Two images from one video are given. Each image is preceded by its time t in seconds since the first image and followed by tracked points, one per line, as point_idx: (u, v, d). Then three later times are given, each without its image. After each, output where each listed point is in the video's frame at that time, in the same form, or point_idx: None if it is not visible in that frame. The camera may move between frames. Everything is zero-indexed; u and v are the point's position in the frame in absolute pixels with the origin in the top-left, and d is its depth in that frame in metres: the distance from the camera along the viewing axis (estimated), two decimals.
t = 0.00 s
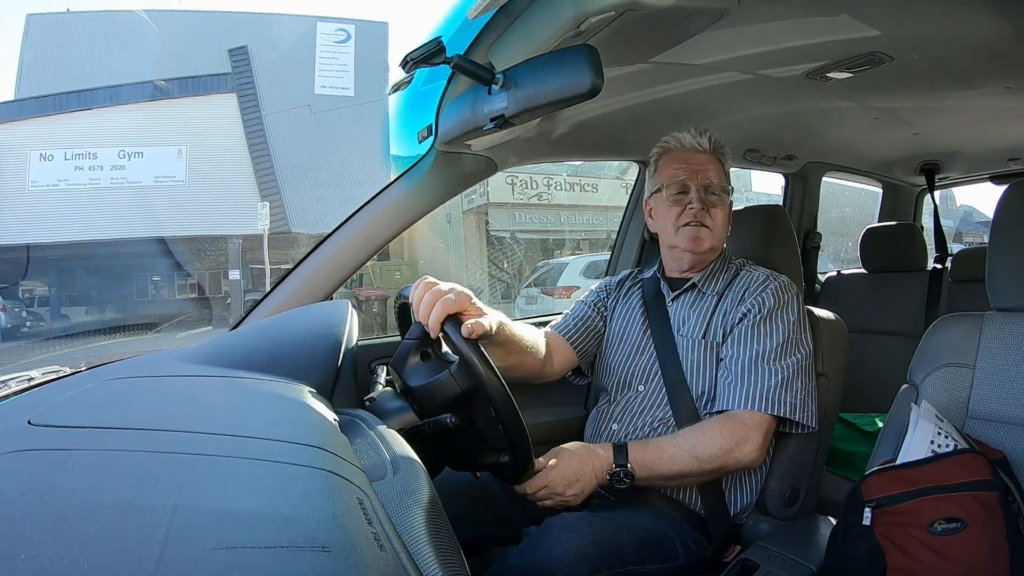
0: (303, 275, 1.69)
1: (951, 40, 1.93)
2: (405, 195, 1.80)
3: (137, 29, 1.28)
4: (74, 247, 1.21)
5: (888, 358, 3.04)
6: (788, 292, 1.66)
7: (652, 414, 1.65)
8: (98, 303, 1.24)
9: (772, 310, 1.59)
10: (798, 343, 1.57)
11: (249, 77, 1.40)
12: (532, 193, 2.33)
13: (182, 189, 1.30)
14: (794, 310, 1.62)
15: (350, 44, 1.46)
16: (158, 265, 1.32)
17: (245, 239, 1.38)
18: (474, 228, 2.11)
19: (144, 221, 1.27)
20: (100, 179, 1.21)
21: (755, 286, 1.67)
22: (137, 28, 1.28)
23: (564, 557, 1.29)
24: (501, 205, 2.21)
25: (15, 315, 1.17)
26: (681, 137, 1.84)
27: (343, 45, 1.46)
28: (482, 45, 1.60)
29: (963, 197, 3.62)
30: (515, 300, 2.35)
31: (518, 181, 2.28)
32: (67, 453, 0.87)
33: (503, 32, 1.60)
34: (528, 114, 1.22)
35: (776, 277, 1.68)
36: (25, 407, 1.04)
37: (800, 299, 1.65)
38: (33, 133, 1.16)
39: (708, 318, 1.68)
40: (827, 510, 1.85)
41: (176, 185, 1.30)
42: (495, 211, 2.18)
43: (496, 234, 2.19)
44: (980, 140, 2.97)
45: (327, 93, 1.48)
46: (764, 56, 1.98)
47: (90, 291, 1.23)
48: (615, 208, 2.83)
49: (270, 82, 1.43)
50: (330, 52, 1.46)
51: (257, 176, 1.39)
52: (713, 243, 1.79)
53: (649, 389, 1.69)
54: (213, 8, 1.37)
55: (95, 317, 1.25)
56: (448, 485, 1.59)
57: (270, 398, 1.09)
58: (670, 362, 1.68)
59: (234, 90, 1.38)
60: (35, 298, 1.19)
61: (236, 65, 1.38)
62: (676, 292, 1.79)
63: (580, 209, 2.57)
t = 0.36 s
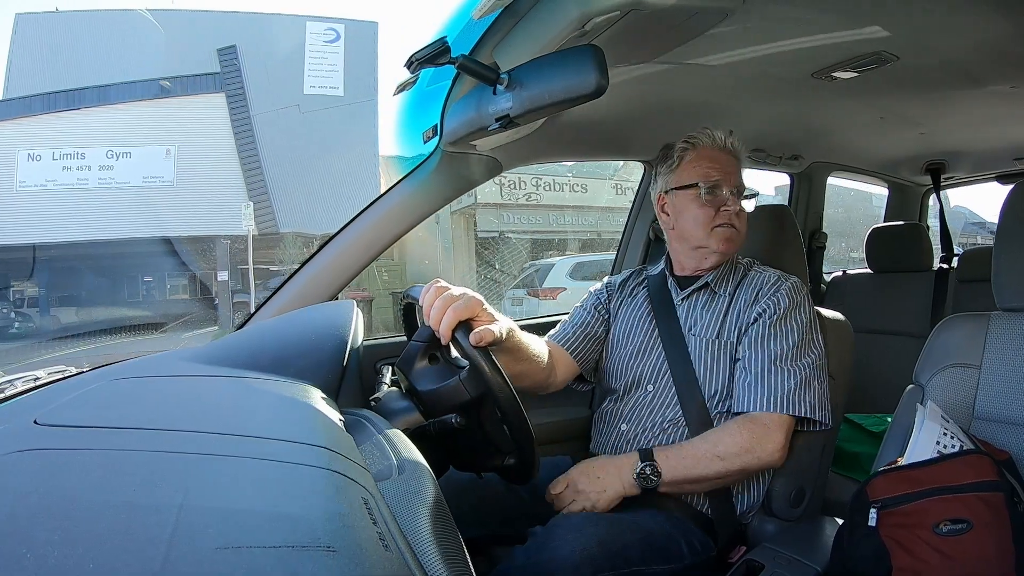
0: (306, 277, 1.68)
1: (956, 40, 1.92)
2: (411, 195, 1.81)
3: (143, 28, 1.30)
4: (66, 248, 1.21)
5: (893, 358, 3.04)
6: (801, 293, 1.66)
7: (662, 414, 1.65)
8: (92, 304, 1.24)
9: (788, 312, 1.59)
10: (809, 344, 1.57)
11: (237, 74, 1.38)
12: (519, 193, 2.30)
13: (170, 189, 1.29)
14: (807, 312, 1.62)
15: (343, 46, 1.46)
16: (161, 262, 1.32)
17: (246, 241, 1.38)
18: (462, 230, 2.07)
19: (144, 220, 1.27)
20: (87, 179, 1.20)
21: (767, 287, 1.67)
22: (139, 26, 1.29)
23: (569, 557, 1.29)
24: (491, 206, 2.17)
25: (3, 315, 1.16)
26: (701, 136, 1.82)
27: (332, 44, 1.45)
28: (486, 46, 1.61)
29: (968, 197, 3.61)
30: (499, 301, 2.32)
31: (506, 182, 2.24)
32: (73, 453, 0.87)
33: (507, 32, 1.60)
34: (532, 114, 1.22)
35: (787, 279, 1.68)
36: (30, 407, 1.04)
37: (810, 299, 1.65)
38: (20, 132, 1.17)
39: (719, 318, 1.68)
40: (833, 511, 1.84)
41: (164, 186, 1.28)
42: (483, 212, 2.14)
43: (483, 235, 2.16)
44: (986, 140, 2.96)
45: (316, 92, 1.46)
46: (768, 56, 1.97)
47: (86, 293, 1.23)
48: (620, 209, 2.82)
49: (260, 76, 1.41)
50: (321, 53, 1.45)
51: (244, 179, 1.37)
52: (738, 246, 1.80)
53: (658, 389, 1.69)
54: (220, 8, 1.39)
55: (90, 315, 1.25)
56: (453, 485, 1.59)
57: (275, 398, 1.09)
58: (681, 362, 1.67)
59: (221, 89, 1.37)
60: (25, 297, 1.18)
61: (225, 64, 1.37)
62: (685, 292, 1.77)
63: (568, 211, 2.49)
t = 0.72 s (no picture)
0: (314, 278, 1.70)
1: (963, 39, 1.91)
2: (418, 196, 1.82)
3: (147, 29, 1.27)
4: (52, 249, 1.17)
5: (899, 358, 3.02)
6: (809, 295, 1.65)
7: (668, 416, 1.65)
8: (92, 306, 1.24)
9: (798, 316, 1.59)
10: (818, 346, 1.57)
11: (222, 76, 1.33)
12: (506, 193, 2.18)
13: (154, 189, 1.25)
14: (818, 314, 1.62)
15: (327, 43, 1.38)
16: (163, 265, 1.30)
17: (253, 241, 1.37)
18: (445, 231, 1.98)
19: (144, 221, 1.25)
20: (71, 179, 1.16)
21: (775, 289, 1.66)
22: (140, 25, 1.26)
23: (575, 558, 1.29)
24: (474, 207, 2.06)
25: None
26: (702, 135, 1.83)
27: (318, 44, 1.37)
28: (491, 49, 1.62)
29: (975, 197, 3.60)
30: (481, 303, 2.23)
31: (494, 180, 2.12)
32: (80, 453, 0.87)
33: (513, 33, 1.61)
34: (538, 114, 1.23)
35: (793, 281, 1.68)
36: (38, 406, 1.05)
37: (819, 302, 1.64)
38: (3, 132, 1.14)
39: (726, 320, 1.67)
40: (839, 512, 1.83)
41: (150, 187, 1.24)
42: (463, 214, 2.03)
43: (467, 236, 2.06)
44: (993, 140, 2.94)
45: (299, 93, 1.39)
46: (775, 56, 1.96)
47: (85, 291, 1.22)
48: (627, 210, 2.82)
49: (247, 78, 1.35)
50: (306, 51, 1.37)
51: (227, 174, 1.33)
52: (735, 245, 1.79)
53: (665, 390, 1.68)
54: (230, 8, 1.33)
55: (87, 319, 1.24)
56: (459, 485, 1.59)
57: (281, 399, 1.09)
58: (690, 365, 1.67)
59: (204, 89, 1.31)
60: (9, 299, 1.15)
61: (209, 64, 1.31)
62: (691, 294, 1.77)
63: (554, 212, 2.36)
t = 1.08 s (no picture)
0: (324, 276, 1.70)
1: (973, 38, 1.89)
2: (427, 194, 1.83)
3: (154, 31, 1.19)
4: (23, 250, 1.10)
5: (908, 359, 3.01)
6: (822, 298, 1.64)
7: (678, 417, 1.65)
8: (91, 308, 1.19)
9: (812, 319, 1.58)
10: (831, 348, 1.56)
11: (202, 76, 1.23)
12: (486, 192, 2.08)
13: (135, 189, 1.16)
14: (832, 317, 1.61)
15: (308, 43, 1.32)
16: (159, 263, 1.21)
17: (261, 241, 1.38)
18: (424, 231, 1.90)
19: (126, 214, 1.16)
20: (49, 179, 1.09)
21: (788, 291, 1.65)
22: (134, 24, 1.18)
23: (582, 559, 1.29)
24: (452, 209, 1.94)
25: None
26: (716, 136, 1.82)
27: (299, 43, 1.30)
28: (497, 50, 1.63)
29: (984, 196, 3.58)
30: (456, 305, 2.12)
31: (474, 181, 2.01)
32: (88, 453, 0.88)
33: (519, 35, 1.61)
34: (547, 115, 1.22)
35: (807, 283, 1.67)
36: (46, 406, 1.05)
37: (833, 305, 1.63)
38: None
39: (736, 321, 1.67)
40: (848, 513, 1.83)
41: (130, 187, 1.16)
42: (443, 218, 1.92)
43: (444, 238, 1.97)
44: (1003, 140, 2.92)
45: (280, 91, 1.30)
46: (783, 55, 1.95)
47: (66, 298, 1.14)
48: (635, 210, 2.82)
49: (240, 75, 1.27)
50: (286, 51, 1.30)
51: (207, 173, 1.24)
52: (747, 246, 1.77)
53: (675, 391, 1.68)
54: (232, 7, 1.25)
55: (87, 318, 1.19)
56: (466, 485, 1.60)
57: (290, 399, 1.09)
58: (702, 366, 1.66)
59: (185, 87, 1.22)
60: None
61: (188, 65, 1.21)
62: (704, 296, 1.76)
63: (533, 212, 2.25)
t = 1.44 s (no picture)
0: (333, 275, 1.71)
1: (982, 37, 1.88)
2: (435, 194, 1.84)
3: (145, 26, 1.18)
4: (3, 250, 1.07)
5: (917, 360, 2.99)
6: (832, 300, 1.64)
7: (685, 417, 1.65)
8: (98, 309, 1.21)
9: (822, 321, 1.58)
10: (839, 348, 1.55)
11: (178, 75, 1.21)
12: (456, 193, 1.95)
13: (107, 190, 1.13)
14: (841, 319, 1.60)
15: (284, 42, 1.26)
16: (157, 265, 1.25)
17: (268, 240, 1.39)
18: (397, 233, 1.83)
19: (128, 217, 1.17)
20: (18, 179, 1.06)
21: (797, 293, 1.65)
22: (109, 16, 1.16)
23: (589, 559, 1.29)
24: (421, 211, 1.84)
25: None
26: (719, 135, 1.81)
27: (275, 41, 1.23)
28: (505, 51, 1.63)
29: (993, 196, 3.56)
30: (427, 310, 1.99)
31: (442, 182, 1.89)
32: (96, 451, 0.88)
33: (526, 36, 1.62)
34: (554, 115, 1.22)
35: (817, 284, 1.66)
36: (54, 405, 1.06)
37: (842, 305, 1.63)
38: None
39: (743, 322, 1.66)
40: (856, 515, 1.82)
41: (100, 187, 1.12)
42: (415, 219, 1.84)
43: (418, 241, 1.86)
44: (1012, 140, 2.91)
45: (254, 91, 1.26)
46: (791, 55, 1.95)
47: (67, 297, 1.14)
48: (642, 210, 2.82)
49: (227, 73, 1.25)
50: (262, 49, 1.24)
51: (179, 173, 1.23)
52: (749, 244, 1.76)
53: (682, 392, 1.68)
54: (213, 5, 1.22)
55: (94, 318, 1.21)
56: (473, 485, 1.60)
57: (299, 399, 1.10)
58: (709, 368, 1.66)
59: (160, 87, 1.19)
60: None
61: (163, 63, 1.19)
62: (711, 296, 1.76)
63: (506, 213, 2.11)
